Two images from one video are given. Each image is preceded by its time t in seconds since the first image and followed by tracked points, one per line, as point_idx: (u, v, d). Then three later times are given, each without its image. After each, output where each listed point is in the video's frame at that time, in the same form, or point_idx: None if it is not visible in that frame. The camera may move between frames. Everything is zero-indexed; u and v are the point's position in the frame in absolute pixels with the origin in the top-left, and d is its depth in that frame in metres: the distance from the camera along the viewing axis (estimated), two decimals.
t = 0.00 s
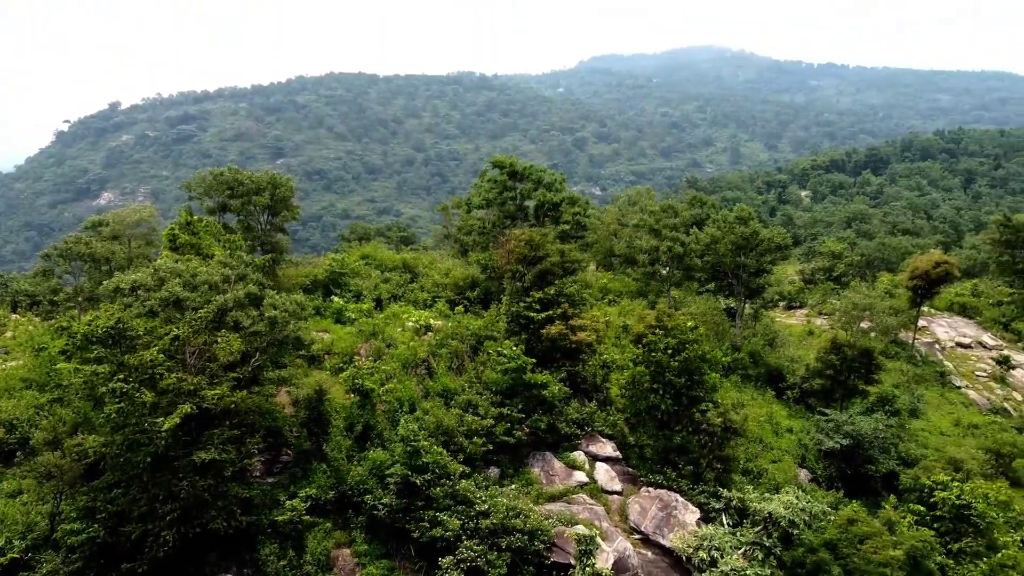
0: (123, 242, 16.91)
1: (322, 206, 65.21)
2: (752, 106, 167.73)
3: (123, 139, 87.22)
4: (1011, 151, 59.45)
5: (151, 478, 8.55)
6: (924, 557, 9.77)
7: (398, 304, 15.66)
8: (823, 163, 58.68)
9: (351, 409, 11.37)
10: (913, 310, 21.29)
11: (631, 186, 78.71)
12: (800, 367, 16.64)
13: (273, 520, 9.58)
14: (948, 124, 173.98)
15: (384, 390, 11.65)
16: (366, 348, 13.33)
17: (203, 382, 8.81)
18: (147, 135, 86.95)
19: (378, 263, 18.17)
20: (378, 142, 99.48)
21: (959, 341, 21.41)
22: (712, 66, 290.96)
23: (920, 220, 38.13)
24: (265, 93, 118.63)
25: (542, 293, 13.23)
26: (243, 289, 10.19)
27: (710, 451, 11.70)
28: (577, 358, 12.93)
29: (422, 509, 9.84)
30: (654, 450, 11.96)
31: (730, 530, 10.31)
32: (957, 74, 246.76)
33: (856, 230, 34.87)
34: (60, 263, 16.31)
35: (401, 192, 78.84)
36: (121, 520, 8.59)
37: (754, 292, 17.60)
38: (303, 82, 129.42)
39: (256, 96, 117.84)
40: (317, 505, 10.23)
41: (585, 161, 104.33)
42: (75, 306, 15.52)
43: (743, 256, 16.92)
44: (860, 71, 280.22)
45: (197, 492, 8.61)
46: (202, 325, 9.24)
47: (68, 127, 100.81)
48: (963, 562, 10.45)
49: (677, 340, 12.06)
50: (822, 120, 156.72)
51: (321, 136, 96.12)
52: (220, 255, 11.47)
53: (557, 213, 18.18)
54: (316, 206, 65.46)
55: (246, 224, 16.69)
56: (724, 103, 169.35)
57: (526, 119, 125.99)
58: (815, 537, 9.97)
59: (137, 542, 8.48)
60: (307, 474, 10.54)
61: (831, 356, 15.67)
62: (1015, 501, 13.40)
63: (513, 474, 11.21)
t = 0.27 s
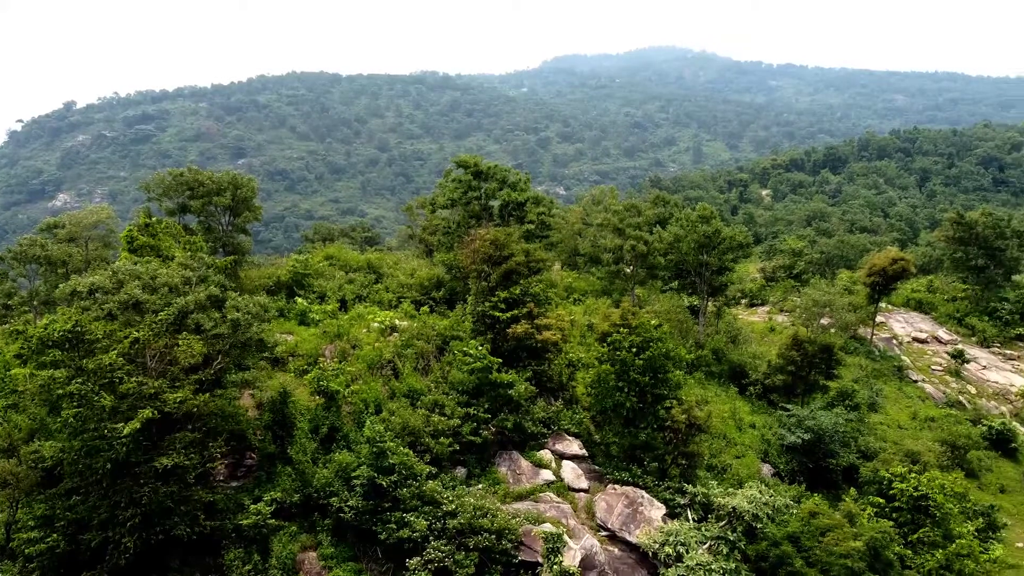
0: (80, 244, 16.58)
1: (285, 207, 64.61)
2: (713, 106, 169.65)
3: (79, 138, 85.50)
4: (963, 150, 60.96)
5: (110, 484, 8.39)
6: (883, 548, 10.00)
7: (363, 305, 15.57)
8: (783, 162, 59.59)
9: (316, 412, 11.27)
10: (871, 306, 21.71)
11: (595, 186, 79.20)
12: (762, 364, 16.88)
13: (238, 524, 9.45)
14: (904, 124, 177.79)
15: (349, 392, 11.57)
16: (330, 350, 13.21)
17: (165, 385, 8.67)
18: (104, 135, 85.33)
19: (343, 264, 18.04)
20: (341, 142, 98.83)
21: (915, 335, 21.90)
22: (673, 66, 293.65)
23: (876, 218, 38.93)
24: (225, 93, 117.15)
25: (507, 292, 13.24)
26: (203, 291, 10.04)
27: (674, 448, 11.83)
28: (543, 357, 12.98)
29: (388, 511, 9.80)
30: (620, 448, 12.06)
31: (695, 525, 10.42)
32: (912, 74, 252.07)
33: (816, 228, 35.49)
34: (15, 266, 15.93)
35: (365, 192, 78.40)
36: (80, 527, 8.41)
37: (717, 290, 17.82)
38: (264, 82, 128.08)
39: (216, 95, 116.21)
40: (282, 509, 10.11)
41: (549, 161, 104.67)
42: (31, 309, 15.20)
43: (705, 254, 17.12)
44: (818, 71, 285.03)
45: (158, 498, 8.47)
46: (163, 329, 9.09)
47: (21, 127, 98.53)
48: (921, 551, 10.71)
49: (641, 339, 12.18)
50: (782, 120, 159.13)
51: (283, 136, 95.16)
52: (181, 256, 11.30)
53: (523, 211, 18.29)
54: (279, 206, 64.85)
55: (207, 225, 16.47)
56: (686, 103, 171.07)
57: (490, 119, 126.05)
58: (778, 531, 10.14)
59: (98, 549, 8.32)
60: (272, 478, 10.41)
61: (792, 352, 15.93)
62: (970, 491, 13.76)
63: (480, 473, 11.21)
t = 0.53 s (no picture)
0: (42, 246, 16.26)
1: (252, 207, 63.97)
2: (681, 106, 171.02)
3: (39, 138, 83.83)
4: (924, 150, 62.13)
5: (75, 490, 8.22)
6: (849, 540, 10.19)
7: (332, 305, 15.45)
8: (750, 161, 60.25)
9: (286, 414, 11.15)
10: (836, 303, 22.05)
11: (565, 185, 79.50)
12: (730, 361, 17.06)
13: (206, 529, 9.31)
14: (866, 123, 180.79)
15: (319, 393, 11.46)
16: (299, 351, 13.09)
17: (130, 389, 8.53)
18: (65, 135, 83.78)
19: (311, 264, 17.88)
20: (309, 142, 98.09)
21: (879, 331, 22.28)
22: (641, 66, 295.48)
23: (841, 216, 39.54)
24: (190, 92, 115.65)
25: (477, 291, 13.23)
26: (169, 292, 9.89)
27: (645, 445, 11.94)
28: (513, 356, 12.99)
29: (360, 512, 9.74)
30: (591, 445, 12.12)
31: (666, 521, 10.49)
32: (875, 75, 256.36)
33: (782, 226, 35.98)
34: None
35: (334, 192, 77.90)
36: (43, 534, 8.23)
37: (686, 288, 18.01)
38: (230, 81, 126.64)
39: (180, 94, 114.58)
40: (251, 512, 9.98)
41: (518, 161, 104.81)
42: None
43: (674, 253, 17.28)
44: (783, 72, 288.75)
45: (124, 504, 8.32)
46: (128, 331, 8.95)
47: None
48: (887, 543, 10.92)
49: (611, 337, 12.27)
50: (748, 120, 160.94)
51: (250, 136, 94.19)
52: (147, 257, 11.12)
53: (491, 210, 18.43)
54: (246, 207, 64.19)
55: (172, 226, 16.23)
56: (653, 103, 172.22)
57: (459, 119, 125.88)
58: (747, 525, 10.27)
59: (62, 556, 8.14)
60: (240, 481, 10.28)
61: (760, 349, 16.13)
62: (933, 483, 14.05)
63: (451, 473, 11.18)
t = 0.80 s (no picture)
0: None
1: (209, 208, 63.05)
2: (640, 106, 172.50)
3: None
4: (876, 149, 63.52)
5: (27, 498, 8.02)
6: (807, 532, 10.41)
7: (292, 306, 15.29)
8: (708, 160, 61.02)
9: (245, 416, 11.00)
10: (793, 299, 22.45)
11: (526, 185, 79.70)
12: (690, 357, 17.27)
13: (165, 535, 9.14)
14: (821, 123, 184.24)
15: (280, 395, 11.34)
16: (259, 353, 12.93)
17: (85, 393, 8.35)
18: (14, 134, 81.67)
19: (271, 265, 17.68)
20: (267, 142, 96.95)
21: (834, 327, 22.73)
22: (600, 66, 297.32)
23: (797, 214, 40.24)
24: (144, 91, 113.52)
25: (439, 291, 13.22)
26: (125, 294, 9.71)
27: (607, 442, 12.06)
28: (476, 355, 13.00)
29: (323, 515, 9.66)
30: (553, 443, 12.20)
31: (628, 517, 10.59)
32: (829, 76, 261.42)
33: (740, 224, 36.53)
34: None
35: (293, 192, 77.13)
36: None
37: (646, 286, 18.22)
38: (185, 80, 124.62)
39: (134, 93, 112.35)
40: (211, 517, 9.83)
41: (479, 161, 104.79)
42: None
43: (634, 251, 17.46)
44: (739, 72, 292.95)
45: (79, 511, 8.14)
46: (82, 335, 8.77)
47: None
48: (844, 534, 11.16)
49: (573, 336, 12.38)
50: (706, 120, 162.93)
51: (206, 136, 92.80)
52: (100, 259, 10.91)
53: (452, 210, 18.48)
54: (203, 207, 63.25)
55: (126, 227, 15.92)
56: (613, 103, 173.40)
57: (419, 119, 125.45)
58: (708, 520, 10.42)
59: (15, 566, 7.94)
60: (200, 486, 10.12)
61: (719, 345, 16.38)
62: (888, 474, 14.41)
63: (415, 473, 11.15)
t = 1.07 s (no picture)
0: None
1: (169, 209, 62.06)
2: (603, 106, 173.48)
3: None
4: (834, 148, 64.64)
5: None
6: (771, 525, 10.57)
7: (255, 308, 15.10)
8: (670, 160, 61.58)
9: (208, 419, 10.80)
10: (754, 296, 22.76)
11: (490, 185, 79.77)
12: (655, 355, 17.41)
13: (126, 542, 8.96)
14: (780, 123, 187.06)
15: (244, 397, 11.18)
16: (222, 355, 12.73)
17: (40, 398, 8.17)
18: None
19: (233, 266, 17.45)
20: (228, 142, 95.69)
21: (796, 323, 23.09)
22: (563, 66, 298.46)
23: (758, 212, 40.79)
24: (101, 90, 111.33)
25: (404, 291, 13.16)
26: (81, 297, 9.51)
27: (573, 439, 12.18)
28: (442, 355, 12.96)
29: (288, 517, 9.55)
30: (520, 442, 12.25)
31: (596, 513, 10.64)
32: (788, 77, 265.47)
33: (702, 222, 36.96)
34: None
35: (254, 193, 76.25)
36: None
37: (611, 284, 18.35)
38: (143, 79, 122.47)
39: (89, 92, 110.04)
40: (174, 522, 9.67)
41: (443, 161, 104.55)
42: None
43: (599, 250, 17.57)
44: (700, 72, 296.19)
45: (36, 518, 7.96)
46: (37, 339, 8.59)
47: None
48: (807, 526, 11.33)
49: (538, 334, 12.45)
50: (668, 120, 164.40)
51: (165, 135, 91.32)
52: (57, 261, 10.67)
53: (416, 210, 18.45)
54: (162, 208, 62.20)
55: (83, 229, 15.58)
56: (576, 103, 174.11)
57: (382, 119, 124.77)
58: (674, 515, 10.52)
59: None
60: (162, 491, 9.97)
61: (683, 342, 16.54)
62: (848, 467, 14.68)
63: (382, 474, 11.06)
